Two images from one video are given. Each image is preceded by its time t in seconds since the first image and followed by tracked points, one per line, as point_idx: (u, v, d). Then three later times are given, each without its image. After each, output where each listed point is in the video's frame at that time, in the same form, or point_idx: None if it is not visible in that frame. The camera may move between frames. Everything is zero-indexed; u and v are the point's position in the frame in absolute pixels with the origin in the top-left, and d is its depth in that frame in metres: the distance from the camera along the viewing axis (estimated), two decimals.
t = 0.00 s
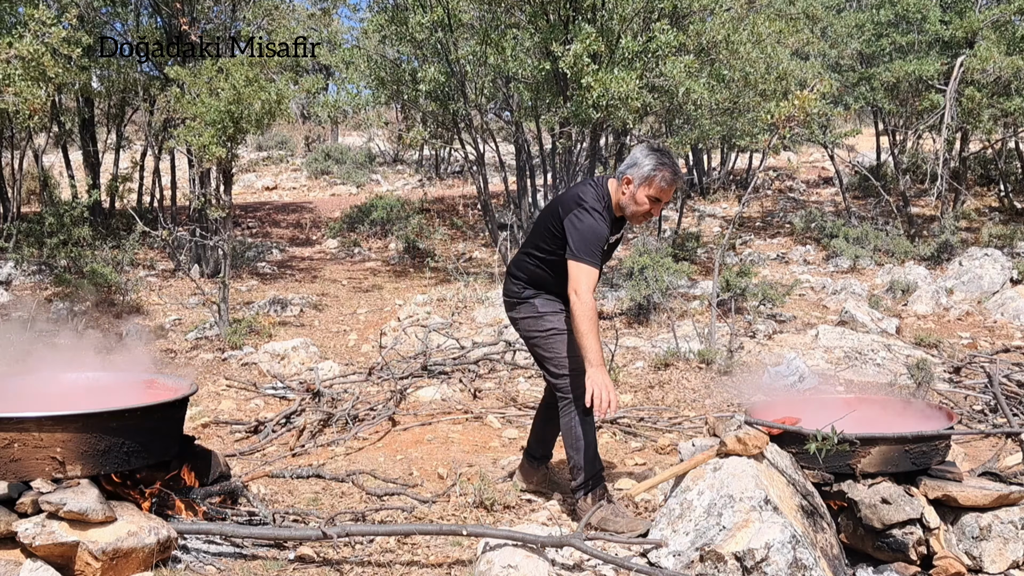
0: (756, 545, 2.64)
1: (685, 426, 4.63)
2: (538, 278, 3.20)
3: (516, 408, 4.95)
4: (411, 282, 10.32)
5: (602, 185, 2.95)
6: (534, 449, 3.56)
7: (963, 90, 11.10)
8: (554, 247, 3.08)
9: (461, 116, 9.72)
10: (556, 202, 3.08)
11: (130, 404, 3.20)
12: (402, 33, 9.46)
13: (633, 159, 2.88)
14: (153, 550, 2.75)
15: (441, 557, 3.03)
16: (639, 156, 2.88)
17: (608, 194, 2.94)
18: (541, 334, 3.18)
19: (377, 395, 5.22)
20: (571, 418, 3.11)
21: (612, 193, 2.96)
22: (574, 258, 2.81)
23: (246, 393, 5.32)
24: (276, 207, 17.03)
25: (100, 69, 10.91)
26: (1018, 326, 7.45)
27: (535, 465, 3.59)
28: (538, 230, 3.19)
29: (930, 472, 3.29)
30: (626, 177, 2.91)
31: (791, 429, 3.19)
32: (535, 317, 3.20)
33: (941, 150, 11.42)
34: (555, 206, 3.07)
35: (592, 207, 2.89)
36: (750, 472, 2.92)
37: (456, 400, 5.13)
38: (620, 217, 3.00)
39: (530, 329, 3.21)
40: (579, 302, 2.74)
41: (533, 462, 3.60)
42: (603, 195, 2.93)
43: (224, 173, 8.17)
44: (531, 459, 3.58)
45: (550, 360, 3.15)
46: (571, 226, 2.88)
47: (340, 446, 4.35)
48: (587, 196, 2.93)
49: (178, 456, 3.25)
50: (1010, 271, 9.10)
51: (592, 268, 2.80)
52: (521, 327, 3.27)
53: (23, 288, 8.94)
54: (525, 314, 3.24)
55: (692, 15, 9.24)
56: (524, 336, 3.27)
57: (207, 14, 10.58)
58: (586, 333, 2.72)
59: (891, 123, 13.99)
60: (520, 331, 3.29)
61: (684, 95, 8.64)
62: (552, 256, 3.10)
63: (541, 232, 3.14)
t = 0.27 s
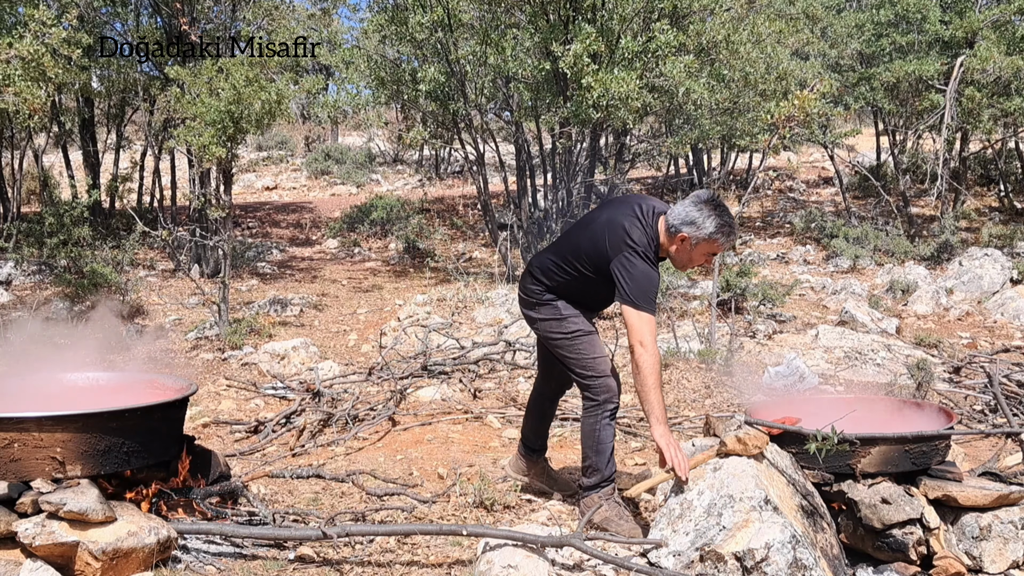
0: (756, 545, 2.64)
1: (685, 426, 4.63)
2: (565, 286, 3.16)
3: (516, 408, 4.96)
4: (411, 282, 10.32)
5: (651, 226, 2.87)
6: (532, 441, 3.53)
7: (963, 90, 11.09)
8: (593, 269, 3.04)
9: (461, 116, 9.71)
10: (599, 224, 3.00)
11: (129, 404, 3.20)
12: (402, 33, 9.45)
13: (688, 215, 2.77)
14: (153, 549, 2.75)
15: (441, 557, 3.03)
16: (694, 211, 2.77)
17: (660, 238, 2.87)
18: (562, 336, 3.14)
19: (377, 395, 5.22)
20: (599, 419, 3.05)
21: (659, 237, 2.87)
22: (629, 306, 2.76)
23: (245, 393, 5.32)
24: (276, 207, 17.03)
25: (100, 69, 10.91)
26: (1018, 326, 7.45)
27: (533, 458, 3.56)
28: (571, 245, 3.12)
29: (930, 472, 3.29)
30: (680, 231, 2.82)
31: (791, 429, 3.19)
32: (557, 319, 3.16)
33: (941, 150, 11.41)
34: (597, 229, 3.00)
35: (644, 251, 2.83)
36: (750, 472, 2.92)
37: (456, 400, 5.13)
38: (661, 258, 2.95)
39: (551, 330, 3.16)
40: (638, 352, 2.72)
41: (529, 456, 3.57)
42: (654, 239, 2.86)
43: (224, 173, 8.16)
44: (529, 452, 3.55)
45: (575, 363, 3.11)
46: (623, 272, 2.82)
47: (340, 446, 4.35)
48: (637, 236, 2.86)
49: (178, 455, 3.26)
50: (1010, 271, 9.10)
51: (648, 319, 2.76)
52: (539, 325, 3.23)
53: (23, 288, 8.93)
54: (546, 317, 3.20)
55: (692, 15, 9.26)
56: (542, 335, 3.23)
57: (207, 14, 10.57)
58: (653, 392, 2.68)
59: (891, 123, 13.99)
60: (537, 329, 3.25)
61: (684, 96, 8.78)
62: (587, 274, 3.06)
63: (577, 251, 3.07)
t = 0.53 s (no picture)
0: (756, 545, 2.64)
1: (685, 426, 4.63)
2: (576, 281, 3.17)
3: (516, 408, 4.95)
4: (411, 282, 10.32)
5: (667, 220, 2.88)
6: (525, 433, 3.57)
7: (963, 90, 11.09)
8: (604, 265, 3.04)
9: (461, 116, 9.71)
10: (613, 218, 3.00)
11: (129, 404, 3.21)
12: (402, 33, 9.44)
13: (713, 209, 2.79)
14: (153, 549, 2.75)
15: (441, 557, 3.03)
16: (719, 206, 2.80)
17: (677, 231, 2.87)
18: (572, 333, 3.16)
19: (377, 395, 5.22)
20: (603, 419, 3.09)
21: (676, 232, 2.88)
22: (627, 296, 2.77)
23: (246, 393, 5.32)
24: (276, 207, 17.03)
25: (100, 69, 10.91)
26: (1018, 326, 7.46)
27: (522, 451, 3.61)
28: (583, 239, 3.12)
29: (930, 472, 3.29)
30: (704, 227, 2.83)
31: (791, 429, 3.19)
32: (568, 316, 3.17)
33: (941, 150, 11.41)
34: (610, 222, 3.00)
35: (657, 245, 2.84)
36: (750, 472, 2.92)
37: (456, 400, 5.13)
38: (677, 254, 2.96)
39: (562, 327, 3.18)
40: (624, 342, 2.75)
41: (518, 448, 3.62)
42: (670, 233, 2.87)
43: (224, 173, 8.16)
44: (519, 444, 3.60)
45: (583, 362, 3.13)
46: (632, 263, 2.83)
47: (340, 446, 4.35)
48: (652, 229, 2.86)
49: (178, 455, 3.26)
50: (1010, 271, 9.10)
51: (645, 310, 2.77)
52: (548, 322, 3.24)
53: (23, 288, 8.93)
54: (557, 313, 3.21)
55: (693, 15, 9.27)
56: (551, 331, 3.24)
57: (207, 14, 10.56)
58: (637, 384, 2.76)
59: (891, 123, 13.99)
60: (547, 325, 3.26)
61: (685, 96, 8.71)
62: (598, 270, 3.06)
63: (589, 245, 3.08)
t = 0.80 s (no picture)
0: (756, 545, 2.64)
1: (685, 426, 4.63)
2: (576, 271, 3.19)
3: (516, 408, 4.95)
4: (411, 282, 10.32)
5: (661, 187, 2.96)
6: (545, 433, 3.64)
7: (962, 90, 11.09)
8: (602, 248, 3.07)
9: (460, 116, 9.71)
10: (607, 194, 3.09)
11: (129, 403, 3.21)
12: (402, 33, 9.43)
13: (710, 169, 2.90)
14: (153, 549, 2.75)
15: (441, 557, 3.03)
16: (716, 166, 2.90)
17: (672, 194, 2.96)
18: (574, 328, 3.18)
19: (377, 395, 5.22)
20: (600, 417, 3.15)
21: (673, 196, 2.96)
22: (608, 246, 2.83)
23: (245, 393, 5.32)
24: (276, 207, 17.02)
25: (100, 69, 10.90)
26: (1018, 326, 7.46)
27: (547, 449, 3.67)
28: (580, 224, 3.18)
29: (930, 472, 3.29)
30: (701, 188, 2.92)
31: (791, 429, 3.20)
32: (570, 310, 3.19)
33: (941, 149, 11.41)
34: (606, 199, 3.05)
35: (650, 206, 2.91)
36: (750, 472, 2.92)
37: (456, 400, 5.13)
38: (675, 221, 3.03)
39: (564, 321, 3.19)
40: (594, 289, 2.78)
41: (543, 446, 3.68)
42: (664, 197, 2.96)
43: (224, 173, 8.16)
44: (542, 443, 3.66)
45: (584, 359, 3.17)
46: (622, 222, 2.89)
47: (340, 446, 4.35)
48: (647, 195, 2.94)
49: (178, 456, 3.26)
50: (1010, 271, 9.10)
51: (621, 260, 2.82)
52: (549, 316, 3.26)
53: (23, 288, 8.93)
54: (559, 307, 3.21)
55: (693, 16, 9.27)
56: (553, 326, 3.26)
57: (207, 14, 10.55)
58: (611, 319, 2.78)
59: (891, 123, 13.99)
60: (548, 320, 3.28)
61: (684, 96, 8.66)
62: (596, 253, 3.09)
63: (585, 226, 3.13)
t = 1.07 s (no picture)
0: (756, 545, 2.64)
1: (685, 426, 4.63)
2: (570, 271, 3.35)
3: (516, 408, 4.95)
4: (411, 282, 10.32)
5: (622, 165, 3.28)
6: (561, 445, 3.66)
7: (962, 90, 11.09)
8: (588, 241, 3.27)
9: (460, 116, 9.71)
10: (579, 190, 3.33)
11: (129, 404, 3.21)
12: (402, 33, 9.43)
13: (662, 135, 3.30)
14: (153, 549, 2.75)
15: (441, 557, 3.03)
16: (667, 132, 3.31)
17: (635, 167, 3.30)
18: (575, 328, 3.30)
19: (377, 395, 5.22)
20: (597, 410, 3.20)
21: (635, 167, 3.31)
22: (605, 233, 3.08)
23: (245, 393, 5.32)
24: (276, 207, 17.02)
25: (100, 69, 10.90)
26: (1018, 326, 7.46)
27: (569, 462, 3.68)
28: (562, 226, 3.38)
29: (930, 472, 3.29)
30: (658, 154, 3.31)
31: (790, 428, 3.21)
32: (570, 311, 3.32)
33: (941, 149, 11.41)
34: (579, 196, 3.29)
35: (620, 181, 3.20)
36: (750, 472, 2.92)
37: (456, 400, 5.13)
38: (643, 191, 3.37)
39: (564, 321, 3.32)
40: (614, 272, 3.05)
41: (565, 459, 3.70)
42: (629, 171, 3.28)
43: (224, 173, 8.16)
44: (563, 456, 3.68)
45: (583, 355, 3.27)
46: (602, 200, 3.14)
47: (340, 446, 4.35)
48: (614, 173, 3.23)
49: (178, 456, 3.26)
50: (1010, 271, 9.10)
51: (619, 234, 3.08)
52: (552, 321, 3.37)
53: (23, 288, 8.92)
54: (559, 308, 3.35)
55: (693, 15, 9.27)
56: (553, 329, 3.38)
57: (207, 14, 10.55)
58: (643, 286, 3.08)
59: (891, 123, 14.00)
60: (550, 325, 3.39)
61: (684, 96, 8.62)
62: (583, 248, 3.28)
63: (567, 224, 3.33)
